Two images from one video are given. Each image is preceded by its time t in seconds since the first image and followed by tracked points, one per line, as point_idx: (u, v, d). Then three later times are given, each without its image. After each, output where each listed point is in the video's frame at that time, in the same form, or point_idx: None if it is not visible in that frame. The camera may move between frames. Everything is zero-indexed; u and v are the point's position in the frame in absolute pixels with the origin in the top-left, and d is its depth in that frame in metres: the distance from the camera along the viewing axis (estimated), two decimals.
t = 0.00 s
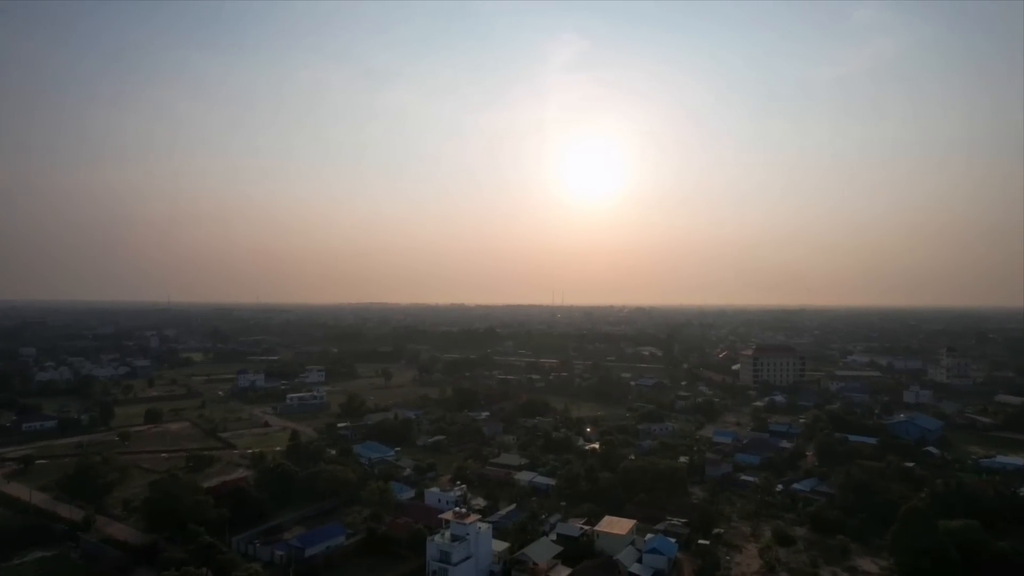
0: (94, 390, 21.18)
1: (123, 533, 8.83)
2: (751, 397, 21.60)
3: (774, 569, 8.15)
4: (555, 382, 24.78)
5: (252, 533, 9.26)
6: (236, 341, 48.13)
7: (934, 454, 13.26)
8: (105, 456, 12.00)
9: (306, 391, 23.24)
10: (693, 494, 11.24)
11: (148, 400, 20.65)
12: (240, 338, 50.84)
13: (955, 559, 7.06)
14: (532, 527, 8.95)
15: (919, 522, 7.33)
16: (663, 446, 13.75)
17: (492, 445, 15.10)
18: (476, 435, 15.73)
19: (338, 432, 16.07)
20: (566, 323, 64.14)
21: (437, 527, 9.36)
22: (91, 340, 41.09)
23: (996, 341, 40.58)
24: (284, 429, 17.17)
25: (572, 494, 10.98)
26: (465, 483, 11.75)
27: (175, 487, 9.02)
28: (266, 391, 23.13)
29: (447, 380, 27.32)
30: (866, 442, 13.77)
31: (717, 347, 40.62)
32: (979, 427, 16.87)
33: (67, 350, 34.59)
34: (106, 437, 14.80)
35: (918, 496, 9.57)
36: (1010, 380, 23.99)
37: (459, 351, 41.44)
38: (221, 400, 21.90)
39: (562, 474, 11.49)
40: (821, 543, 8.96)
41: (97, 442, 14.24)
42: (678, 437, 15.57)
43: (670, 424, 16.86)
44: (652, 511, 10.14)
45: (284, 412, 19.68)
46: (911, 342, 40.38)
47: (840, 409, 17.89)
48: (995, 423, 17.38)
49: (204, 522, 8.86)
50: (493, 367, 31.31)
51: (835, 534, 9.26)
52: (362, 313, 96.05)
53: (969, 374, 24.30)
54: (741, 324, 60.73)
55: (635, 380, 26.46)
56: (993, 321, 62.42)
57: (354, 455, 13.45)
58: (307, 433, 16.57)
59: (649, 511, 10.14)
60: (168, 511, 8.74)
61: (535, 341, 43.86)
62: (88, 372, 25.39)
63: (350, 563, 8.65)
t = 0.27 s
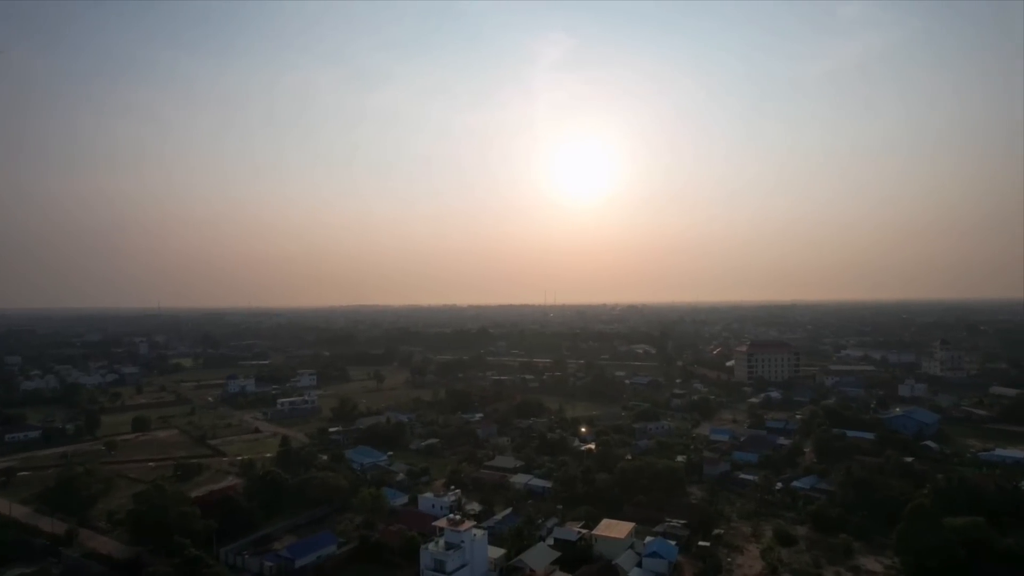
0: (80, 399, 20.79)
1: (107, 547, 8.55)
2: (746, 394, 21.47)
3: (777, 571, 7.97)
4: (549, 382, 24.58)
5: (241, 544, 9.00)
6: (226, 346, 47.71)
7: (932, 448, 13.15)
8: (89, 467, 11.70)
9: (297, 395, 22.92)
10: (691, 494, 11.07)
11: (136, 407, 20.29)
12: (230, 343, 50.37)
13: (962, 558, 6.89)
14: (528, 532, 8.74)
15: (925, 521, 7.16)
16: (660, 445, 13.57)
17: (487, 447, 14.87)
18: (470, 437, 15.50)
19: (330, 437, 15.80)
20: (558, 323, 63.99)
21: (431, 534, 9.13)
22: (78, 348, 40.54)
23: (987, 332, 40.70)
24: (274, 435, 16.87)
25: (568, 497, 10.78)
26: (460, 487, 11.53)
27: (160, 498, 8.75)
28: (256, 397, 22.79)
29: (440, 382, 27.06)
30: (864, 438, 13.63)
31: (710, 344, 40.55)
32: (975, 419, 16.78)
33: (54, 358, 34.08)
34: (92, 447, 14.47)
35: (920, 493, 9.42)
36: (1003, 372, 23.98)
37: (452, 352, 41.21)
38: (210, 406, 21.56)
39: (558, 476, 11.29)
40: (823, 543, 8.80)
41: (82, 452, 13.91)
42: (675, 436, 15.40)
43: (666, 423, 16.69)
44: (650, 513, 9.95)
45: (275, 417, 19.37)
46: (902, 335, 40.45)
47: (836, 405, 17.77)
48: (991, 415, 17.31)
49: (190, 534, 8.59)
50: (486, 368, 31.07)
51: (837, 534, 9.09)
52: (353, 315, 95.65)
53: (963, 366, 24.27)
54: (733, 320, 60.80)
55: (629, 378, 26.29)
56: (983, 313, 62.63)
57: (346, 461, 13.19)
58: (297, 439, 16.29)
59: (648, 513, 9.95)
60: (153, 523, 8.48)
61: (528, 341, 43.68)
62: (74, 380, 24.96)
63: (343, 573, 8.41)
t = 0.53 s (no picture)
0: (64, 404, 20.40)
1: (87, 558, 8.28)
2: (740, 393, 21.35)
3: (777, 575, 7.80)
4: (542, 383, 24.38)
5: (227, 553, 8.75)
6: (216, 348, 47.30)
7: (929, 447, 13.04)
8: (71, 475, 11.40)
9: (287, 398, 22.61)
10: (687, 495, 10.90)
11: (122, 412, 19.92)
12: (220, 345, 49.89)
13: (966, 561, 6.74)
14: (523, 537, 8.54)
15: (928, 524, 7.00)
16: (655, 446, 13.40)
17: (479, 449, 14.66)
18: (462, 440, 15.28)
19: (320, 441, 15.54)
20: (550, 322, 63.83)
21: (422, 540, 8.92)
22: (65, 352, 40.01)
23: (978, 329, 40.84)
24: (263, 439, 16.58)
25: (563, 500, 10.58)
26: (452, 491, 11.31)
27: (142, 507, 8.49)
28: (245, 400, 22.47)
29: (432, 383, 26.81)
30: (861, 436, 13.51)
31: (702, 342, 40.51)
32: (970, 416, 16.71)
33: (39, 362, 33.58)
34: (75, 453, 14.14)
35: (920, 493, 9.28)
36: (996, 368, 23.99)
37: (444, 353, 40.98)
38: (199, 410, 21.24)
39: (552, 479, 11.09)
40: (823, 545, 8.64)
41: (65, 458, 13.59)
42: (670, 436, 15.24)
43: (660, 423, 16.52)
44: (646, 517, 9.77)
45: (264, 421, 19.07)
46: (894, 332, 40.52)
47: (831, 403, 17.66)
48: (985, 411, 17.23)
49: (174, 544, 8.34)
50: (478, 369, 30.84)
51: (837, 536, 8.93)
52: (345, 316, 95.24)
53: (956, 363, 24.25)
54: (725, 318, 60.86)
55: (622, 377, 26.14)
56: (973, 309, 62.95)
57: (336, 465, 12.94)
58: (287, 443, 16.00)
59: (644, 516, 9.77)
60: (135, 533, 8.21)
61: (520, 341, 43.50)
62: (60, 384, 24.55)
63: None
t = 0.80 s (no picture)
0: (48, 407, 20.01)
1: (66, 568, 8.01)
2: (734, 393, 21.22)
3: None
4: (534, 383, 24.18)
5: (211, 561, 8.50)
6: (204, 349, 46.81)
7: (926, 447, 12.93)
8: (52, 481, 11.11)
9: (276, 400, 22.30)
10: (683, 498, 10.73)
11: (107, 415, 19.55)
12: (209, 346, 49.38)
13: (970, 565, 6.59)
14: (516, 543, 8.34)
15: (931, 529, 6.85)
16: (650, 448, 13.22)
17: (471, 452, 14.43)
18: (454, 442, 15.05)
19: (309, 444, 15.27)
20: (542, 323, 63.63)
21: (413, 547, 8.69)
22: (51, 353, 39.43)
23: (969, 328, 40.95)
24: (251, 442, 16.28)
25: (557, 504, 10.39)
26: (444, 495, 11.09)
27: (123, 515, 8.23)
28: (234, 402, 22.13)
29: (424, 384, 26.56)
30: (856, 437, 13.39)
31: (695, 342, 40.43)
32: (965, 416, 16.63)
33: (24, 364, 33.07)
34: (57, 458, 13.81)
35: (919, 495, 9.15)
36: (988, 367, 23.99)
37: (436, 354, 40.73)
38: (186, 412, 20.90)
39: (546, 482, 10.89)
40: (822, 549, 8.48)
41: (46, 463, 13.27)
42: (664, 438, 15.07)
43: (654, 424, 16.36)
44: (642, 520, 9.59)
45: (253, 423, 18.76)
46: (886, 332, 40.56)
47: (825, 402, 17.55)
48: (980, 410, 17.16)
49: (156, 553, 8.08)
50: (470, 369, 30.61)
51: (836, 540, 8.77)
52: (336, 317, 94.73)
53: (949, 362, 24.22)
54: (717, 318, 60.86)
55: (615, 377, 25.98)
56: (962, 308, 63.31)
57: (325, 469, 12.69)
58: (275, 446, 15.71)
59: (640, 520, 9.59)
60: (115, 543, 7.96)
61: (512, 341, 43.29)
62: (44, 387, 24.12)
63: None
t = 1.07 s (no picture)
0: (32, 409, 19.64)
1: None
2: (727, 393, 21.10)
3: None
4: (527, 384, 23.97)
5: (194, 569, 8.26)
6: (194, 349, 46.36)
7: (921, 448, 12.82)
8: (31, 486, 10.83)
9: (265, 401, 22.00)
10: (678, 501, 10.56)
11: (92, 417, 19.21)
12: (199, 347, 48.89)
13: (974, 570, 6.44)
14: (508, 549, 8.14)
15: (934, 535, 6.70)
16: (644, 450, 13.06)
17: (463, 454, 14.22)
18: (445, 444, 14.83)
19: (298, 446, 15.02)
20: (534, 323, 63.49)
21: (402, 553, 8.49)
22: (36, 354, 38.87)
23: (959, 327, 41.09)
24: (239, 445, 16.00)
25: (550, 508, 10.19)
26: (435, 500, 10.87)
27: (102, 522, 7.99)
28: (222, 403, 21.81)
29: (415, 385, 26.32)
30: (852, 437, 13.27)
31: (687, 342, 40.37)
32: (960, 416, 16.55)
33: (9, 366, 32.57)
34: (38, 461, 13.50)
35: (918, 498, 9.02)
36: (980, 367, 24.00)
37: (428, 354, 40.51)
38: (173, 414, 20.58)
39: (538, 485, 10.70)
40: (820, 553, 8.33)
41: (28, 467, 12.96)
42: (658, 439, 14.91)
43: (648, 425, 16.19)
44: (637, 525, 9.41)
45: (241, 425, 18.47)
46: (877, 331, 40.62)
47: (819, 403, 17.44)
48: (974, 410, 17.08)
49: (135, 562, 7.83)
50: (462, 370, 30.38)
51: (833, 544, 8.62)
52: (328, 317, 94.37)
53: (941, 361, 24.20)
54: (709, 318, 60.92)
55: (608, 378, 25.82)
56: (952, 308, 63.67)
57: (313, 473, 12.44)
58: (263, 449, 15.43)
59: (634, 525, 9.41)
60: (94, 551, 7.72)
61: (504, 341, 43.12)
62: (29, 389, 23.71)
63: None
